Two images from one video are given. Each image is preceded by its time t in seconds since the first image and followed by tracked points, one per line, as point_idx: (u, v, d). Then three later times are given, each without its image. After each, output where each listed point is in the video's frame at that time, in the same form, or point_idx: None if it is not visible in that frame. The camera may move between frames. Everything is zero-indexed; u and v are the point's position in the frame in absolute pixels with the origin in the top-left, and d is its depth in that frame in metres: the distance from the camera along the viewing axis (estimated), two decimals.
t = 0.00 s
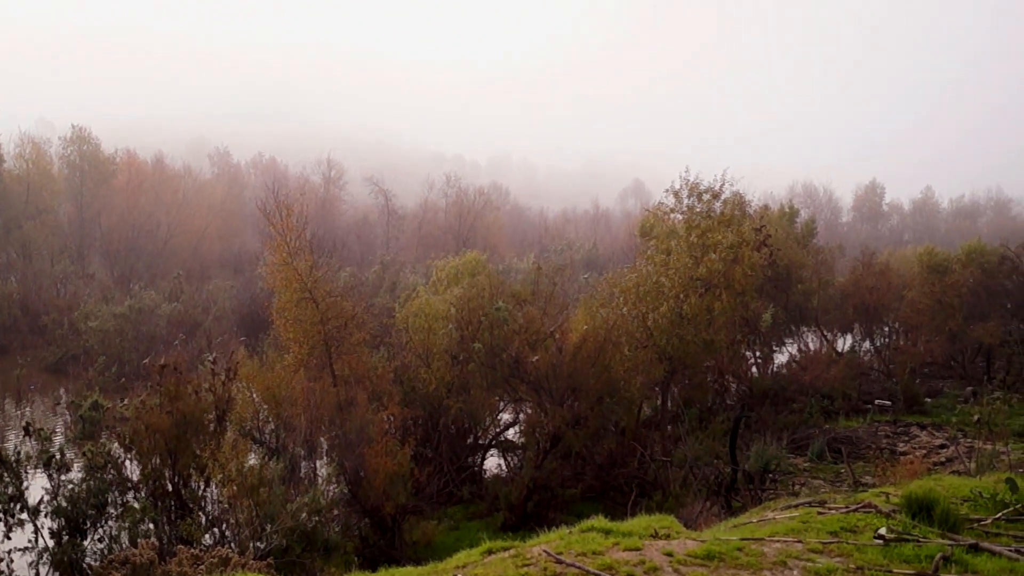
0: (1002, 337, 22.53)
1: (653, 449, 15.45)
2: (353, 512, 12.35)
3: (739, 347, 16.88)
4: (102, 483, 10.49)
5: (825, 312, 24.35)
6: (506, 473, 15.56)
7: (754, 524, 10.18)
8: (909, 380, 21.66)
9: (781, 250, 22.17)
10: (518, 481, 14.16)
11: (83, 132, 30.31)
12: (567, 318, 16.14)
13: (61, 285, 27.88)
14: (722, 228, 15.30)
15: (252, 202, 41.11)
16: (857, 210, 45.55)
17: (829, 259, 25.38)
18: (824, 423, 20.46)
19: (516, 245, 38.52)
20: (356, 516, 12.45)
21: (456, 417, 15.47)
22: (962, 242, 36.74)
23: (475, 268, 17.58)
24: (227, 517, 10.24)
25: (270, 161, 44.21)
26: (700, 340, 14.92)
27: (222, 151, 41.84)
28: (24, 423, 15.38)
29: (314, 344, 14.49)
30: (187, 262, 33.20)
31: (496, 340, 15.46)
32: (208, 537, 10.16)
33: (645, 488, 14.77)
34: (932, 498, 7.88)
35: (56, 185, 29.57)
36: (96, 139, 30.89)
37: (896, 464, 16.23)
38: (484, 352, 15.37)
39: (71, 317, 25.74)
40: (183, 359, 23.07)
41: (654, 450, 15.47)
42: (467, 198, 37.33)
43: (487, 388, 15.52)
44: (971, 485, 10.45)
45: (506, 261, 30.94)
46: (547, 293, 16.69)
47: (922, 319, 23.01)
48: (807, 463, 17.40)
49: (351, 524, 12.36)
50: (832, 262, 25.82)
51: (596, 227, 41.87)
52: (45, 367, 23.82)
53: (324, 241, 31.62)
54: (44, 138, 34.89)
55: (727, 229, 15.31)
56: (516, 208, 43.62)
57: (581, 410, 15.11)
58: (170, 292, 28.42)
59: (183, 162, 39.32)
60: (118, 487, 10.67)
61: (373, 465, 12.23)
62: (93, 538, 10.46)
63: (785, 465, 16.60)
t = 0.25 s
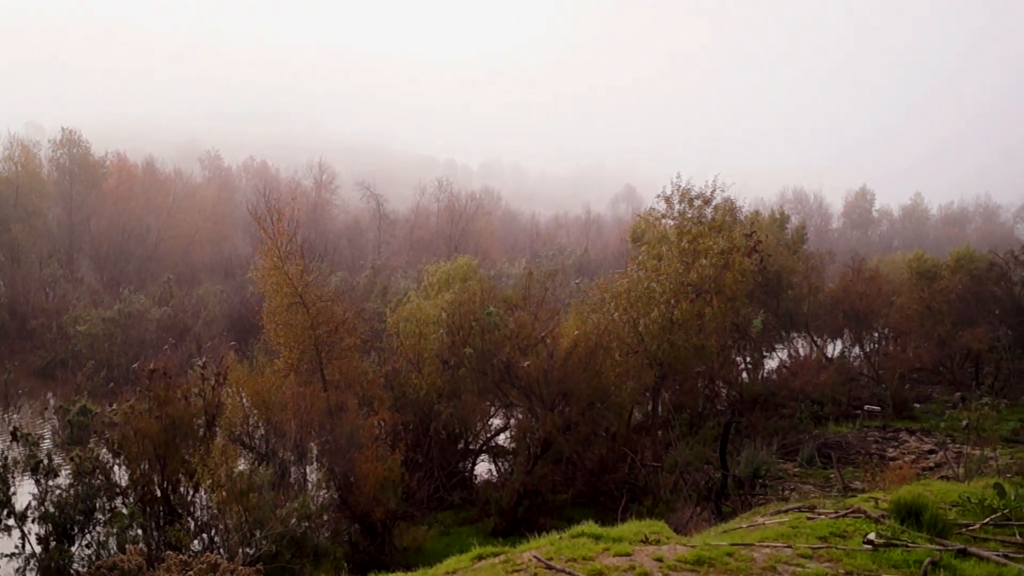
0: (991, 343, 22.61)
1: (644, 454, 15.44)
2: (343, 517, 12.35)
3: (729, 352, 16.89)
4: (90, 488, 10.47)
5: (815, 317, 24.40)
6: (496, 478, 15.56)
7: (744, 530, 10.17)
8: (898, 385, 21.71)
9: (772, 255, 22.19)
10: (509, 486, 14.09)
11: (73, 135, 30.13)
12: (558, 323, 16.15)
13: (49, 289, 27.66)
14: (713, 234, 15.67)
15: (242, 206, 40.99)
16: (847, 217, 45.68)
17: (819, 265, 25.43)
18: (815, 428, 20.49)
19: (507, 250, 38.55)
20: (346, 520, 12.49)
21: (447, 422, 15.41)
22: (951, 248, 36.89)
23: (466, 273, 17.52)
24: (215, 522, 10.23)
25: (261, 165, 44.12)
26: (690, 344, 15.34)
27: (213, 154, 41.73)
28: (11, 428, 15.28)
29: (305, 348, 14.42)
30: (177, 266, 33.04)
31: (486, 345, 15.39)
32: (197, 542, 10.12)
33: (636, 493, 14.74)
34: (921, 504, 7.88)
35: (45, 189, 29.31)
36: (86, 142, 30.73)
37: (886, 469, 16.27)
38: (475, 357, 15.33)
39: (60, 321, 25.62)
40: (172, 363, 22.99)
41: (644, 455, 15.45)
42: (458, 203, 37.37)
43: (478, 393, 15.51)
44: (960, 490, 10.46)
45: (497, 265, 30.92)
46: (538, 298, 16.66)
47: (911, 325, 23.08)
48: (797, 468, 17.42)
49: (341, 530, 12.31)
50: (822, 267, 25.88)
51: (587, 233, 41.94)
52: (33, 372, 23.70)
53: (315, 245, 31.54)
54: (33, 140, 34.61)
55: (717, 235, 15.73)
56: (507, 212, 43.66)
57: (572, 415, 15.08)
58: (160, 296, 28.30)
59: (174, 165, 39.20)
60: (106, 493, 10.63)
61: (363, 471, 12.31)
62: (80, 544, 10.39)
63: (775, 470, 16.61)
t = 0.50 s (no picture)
0: (977, 350, 22.72)
1: (632, 461, 15.45)
2: (331, 523, 12.34)
3: (718, 359, 16.91)
4: (75, 493, 10.35)
5: (803, 324, 24.47)
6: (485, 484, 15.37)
7: (732, 536, 10.19)
8: (885, 392, 21.78)
9: (760, 262, 22.26)
10: (496, 492, 14.10)
11: (61, 138, 30.13)
12: (547, 329, 16.21)
13: (36, 292, 27.35)
14: (702, 241, 15.70)
15: (231, 210, 40.90)
16: (835, 224, 45.88)
17: (807, 272, 25.50)
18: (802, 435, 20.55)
19: (495, 255, 38.56)
20: (334, 527, 12.40)
21: (435, 428, 15.43)
22: (938, 256, 37.10)
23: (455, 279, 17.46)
24: (202, 527, 10.17)
25: (250, 169, 44.02)
26: (680, 351, 15.11)
27: (202, 159, 41.70)
28: None
29: (293, 354, 14.41)
30: (165, 270, 32.88)
31: (476, 351, 15.34)
32: (182, 549, 10.06)
33: (623, 500, 14.77)
34: (908, 510, 7.91)
35: (32, 192, 29.24)
36: (74, 146, 30.84)
37: (873, 476, 16.32)
38: (464, 363, 15.26)
39: (46, 325, 25.48)
40: (159, 368, 22.91)
41: (632, 462, 15.46)
42: (447, 208, 37.41)
43: (466, 399, 15.44)
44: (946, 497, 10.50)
45: (486, 271, 30.91)
46: (527, 304, 16.69)
47: (899, 332, 23.18)
48: (785, 475, 17.45)
49: (329, 536, 12.28)
50: (810, 275, 25.96)
51: (576, 239, 41.99)
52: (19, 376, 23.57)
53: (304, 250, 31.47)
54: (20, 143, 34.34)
55: (706, 241, 15.78)
56: (496, 218, 43.68)
57: (561, 421, 15.04)
58: (147, 300, 28.19)
59: (163, 169, 39.13)
60: (92, 499, 10.51)
61: (352, 477, 12.24)
62: (65, 549, 10.39)
63: (763, 477, 16.64)
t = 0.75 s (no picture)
0: (965, 355, 22.80)
1: (621, 467, 15.48)
2: (320, 529, 12.31)
3: (706, 364, 16.91)
4: (64, 500, 10.27)
5: (792, 330, 24.51)
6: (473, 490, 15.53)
7: (721, 542, 10.19)
8: (874, 397, 21.83)
9: (749, 268, 22.29)
10: (486, 498, 14.08)
11: (49, 144, 29.97)
12: (536, 335, 16.27)
13: (23, 299, 27.17)
14: (690, 247, 15.77)
15: (219, 217, 40.74)
16: (823, 230, 46.02)
17: (796, 278, 25.55)
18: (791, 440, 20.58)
19: (484, 261, 38.58)
20: (325, 533, 12.40)
21: (425, 434, 15.35)
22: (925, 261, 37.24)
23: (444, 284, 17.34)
24: (191, 534, 10.04)
25: (238, 175, 43.90)
26: (668, 357, 15.20)
27: (190, 165, 41.52)
28: None
29: (282, 361, 14.38)
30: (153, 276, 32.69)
31: (464, 357, 15.36)
32: (170, 557, 9.97)
33: (613, 505, 14.75)
34: (896, 515, 7.90)
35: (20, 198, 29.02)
36: (62, 152, 30.61)
37: (861, 481, 16.37)
38: (453, 369, 15.26)
39: (34, 332, 25.34)
40: (148, 375, 22.82)
41: (621, 467, 15.50)
42: (436, 215, 37.40)
43: (455, 406, 15.43)
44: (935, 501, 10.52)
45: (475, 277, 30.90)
46: (516, 310, 16.80)
47: (887, 337, 23.25)
48: (774, 480, 17.47)
49: (318, 542, 12.24)
50: (799, 280, 26.02)
51: (565, 245, 42.02)
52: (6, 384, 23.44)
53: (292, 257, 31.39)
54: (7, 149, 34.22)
55: (694, 247, 15.86)
56: (485, 224, 43.68)
57: (550, 428, 14.99)
58: (135, 307, 28.06)
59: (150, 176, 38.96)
60: (80, 506, 10.49)
61: (340, 482, 12.31)
62: (54, 557, 10.27)
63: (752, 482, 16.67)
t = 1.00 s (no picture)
0: (955, 359, 22.82)
1: (612, 472, 15.49)
2: (311, 535, 12.26)
3: (697, 369, 16.87)
4: (55, 506, 10.18)
5: (782, 334, 24.53)
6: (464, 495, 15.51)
7: (711, 546, 10.20)
8: (865, 401, 21.86)
9: (739, 273, 22.31)
10: (477, 502, 14.06)
11: (39, 149, 30.00)
12: (526, 340, 16.30)
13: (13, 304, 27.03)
14: (681, 251, 15.65)
15: (210, 222, 40.69)
16: (814, 234, 46.11)
17: (786, 282, 25.57)
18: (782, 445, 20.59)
19: (475, 266, 38.58)
20: (315, 539, 12.38)
21: (416, 439, 15.35)
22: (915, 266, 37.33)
23: (435, 289, 17.29)
24: (182, 540, 10.03)
25: (229, 180, 43.78)
26: (659, 362, 15.13)
27: (181, 170, 41.51)
28: None
29: (272, 366, 14.38)
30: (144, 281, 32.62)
31: (455, 362, 15.35)
32: (161, 563, 10.00)
33: (604, 510, 14.74)
34: (886, 519, 7.84)
35: (11, 203, 29.03)
36: (52, 157, 30.63)
37: (852, 485, 16.39)
38: (444, 374, 15.25)
39: (24, 337, 25.25)
40: (138, 380, 22.74)
41: (612, 472, 15.52)
42: (427, 220, 37.40)
43: (447, 411, 15.38)
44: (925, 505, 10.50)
45: (466, 282, 30.87)
46: (507, 313, 16.78)
47: (878, 341, 23.27)
48: (765, 484, 17.48)
49: (308, 548, 12.18)
50: (789, 285, 26.04)
51: (556, 250, 42.04)
52: None
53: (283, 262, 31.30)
54: None
55: (685, 252, 15.76)
56: (476, 229, 43.69)
57: (541, 432, 14.95)
58: (126, 311, 28.00)
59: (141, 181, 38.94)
60: (71, 511, 10.37)
61: (331, 487, 12.26)
62: (44, 563, 10.19)
63: (743, 486, 16.68)
